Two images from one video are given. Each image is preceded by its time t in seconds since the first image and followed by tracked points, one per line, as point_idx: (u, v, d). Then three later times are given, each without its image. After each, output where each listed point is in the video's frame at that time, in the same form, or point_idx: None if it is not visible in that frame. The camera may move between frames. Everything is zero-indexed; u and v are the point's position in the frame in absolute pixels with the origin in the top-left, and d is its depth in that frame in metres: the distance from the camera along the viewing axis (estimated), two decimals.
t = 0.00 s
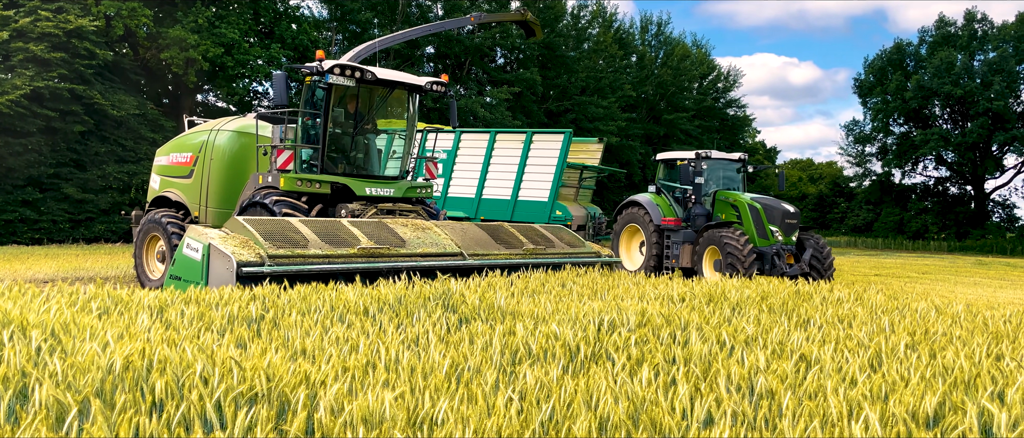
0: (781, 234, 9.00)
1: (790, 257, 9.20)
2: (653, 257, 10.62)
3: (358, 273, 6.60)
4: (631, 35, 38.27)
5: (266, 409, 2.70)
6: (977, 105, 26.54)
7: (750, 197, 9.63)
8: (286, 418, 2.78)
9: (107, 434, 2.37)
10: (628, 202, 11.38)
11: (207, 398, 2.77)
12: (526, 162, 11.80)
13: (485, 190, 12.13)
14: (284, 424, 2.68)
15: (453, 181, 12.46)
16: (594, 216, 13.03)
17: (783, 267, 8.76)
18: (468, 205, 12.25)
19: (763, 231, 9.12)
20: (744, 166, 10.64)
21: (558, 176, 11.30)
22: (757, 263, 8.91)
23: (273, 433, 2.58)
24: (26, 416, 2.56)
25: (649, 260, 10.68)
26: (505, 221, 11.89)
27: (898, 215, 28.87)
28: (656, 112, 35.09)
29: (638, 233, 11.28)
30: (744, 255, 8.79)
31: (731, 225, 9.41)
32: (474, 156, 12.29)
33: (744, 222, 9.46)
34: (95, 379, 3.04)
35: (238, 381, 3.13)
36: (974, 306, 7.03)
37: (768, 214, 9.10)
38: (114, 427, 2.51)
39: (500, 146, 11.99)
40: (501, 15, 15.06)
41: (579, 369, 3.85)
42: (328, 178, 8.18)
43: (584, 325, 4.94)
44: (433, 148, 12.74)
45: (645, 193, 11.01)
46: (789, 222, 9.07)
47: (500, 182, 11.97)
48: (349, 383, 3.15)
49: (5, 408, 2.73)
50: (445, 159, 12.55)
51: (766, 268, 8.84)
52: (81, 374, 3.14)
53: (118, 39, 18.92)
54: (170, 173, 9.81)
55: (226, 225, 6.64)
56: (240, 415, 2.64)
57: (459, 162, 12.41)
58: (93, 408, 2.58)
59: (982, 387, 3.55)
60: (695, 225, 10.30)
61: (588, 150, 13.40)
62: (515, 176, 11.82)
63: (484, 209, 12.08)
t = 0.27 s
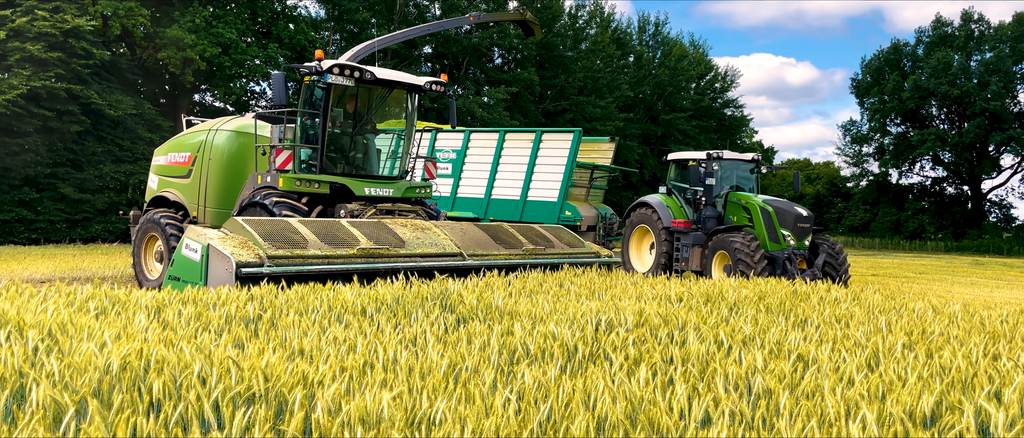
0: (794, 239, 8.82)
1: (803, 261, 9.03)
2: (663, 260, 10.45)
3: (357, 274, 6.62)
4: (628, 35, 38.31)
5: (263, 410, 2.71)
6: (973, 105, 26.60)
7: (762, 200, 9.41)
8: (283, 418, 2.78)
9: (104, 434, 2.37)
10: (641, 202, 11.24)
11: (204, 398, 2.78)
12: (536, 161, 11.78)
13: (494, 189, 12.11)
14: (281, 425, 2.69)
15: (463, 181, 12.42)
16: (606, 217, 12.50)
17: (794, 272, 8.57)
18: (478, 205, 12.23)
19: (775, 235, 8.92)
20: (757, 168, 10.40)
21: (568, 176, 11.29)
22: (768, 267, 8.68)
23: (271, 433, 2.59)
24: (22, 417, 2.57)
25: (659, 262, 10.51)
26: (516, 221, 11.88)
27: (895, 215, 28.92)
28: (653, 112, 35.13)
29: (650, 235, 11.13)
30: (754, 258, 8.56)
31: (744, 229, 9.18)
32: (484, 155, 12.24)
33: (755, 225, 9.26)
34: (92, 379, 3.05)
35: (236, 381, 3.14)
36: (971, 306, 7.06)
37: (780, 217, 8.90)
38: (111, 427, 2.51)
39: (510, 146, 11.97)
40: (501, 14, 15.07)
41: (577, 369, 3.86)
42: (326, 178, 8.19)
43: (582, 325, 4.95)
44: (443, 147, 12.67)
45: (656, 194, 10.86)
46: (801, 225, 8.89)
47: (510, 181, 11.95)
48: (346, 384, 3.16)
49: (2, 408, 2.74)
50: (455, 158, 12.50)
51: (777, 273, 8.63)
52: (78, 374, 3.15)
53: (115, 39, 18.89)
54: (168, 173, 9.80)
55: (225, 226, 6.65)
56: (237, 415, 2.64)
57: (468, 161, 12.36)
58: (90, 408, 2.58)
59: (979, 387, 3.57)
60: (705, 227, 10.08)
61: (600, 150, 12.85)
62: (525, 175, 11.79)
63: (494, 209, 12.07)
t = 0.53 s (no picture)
0: (808, 238, 8.69)
1: (818, 261, 8.91)
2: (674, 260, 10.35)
3: (356, 274, 6.64)
4: (624, 35, 38.36)
5: (260, 410, 2.72)
6: (969, 105, 26.66)
7: (775, 198, 9.27)
8: (280, 418, 2.80)
9: (100, 435, 2.38)
10: (651, 201, 11.11)
11: (201, 399, 2.79)
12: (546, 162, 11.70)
13: (504, 191, 12.05)
14: (278, 426, 2.70)
15: (472, 183, 12.37)
16: (618, 218, 12.20)
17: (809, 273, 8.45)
18: (488, 207, 12.18)
19: (788, 234, 8.81)
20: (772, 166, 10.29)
21: (578, 177, 11.21)
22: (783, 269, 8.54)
23: (268, 433, 2.60)
24: (18, 418, 2.57)
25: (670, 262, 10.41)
26: (526, 223, 11.83)
27: (890, 215, 28.97)
28: (650, 112, 35.16)
29: (660, 236, 10.97)
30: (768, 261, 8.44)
31: (755, 228, 9.07)
32: (494, 156, 12.18)
33: (768, 224, 9.12)
34: (88, 380, 3.06)
35: (233, 381, 3.15)
36: (965, 305, 7.09)
37: (793, 216, 8.77)
38: (107, 428, 2.52)
39: (519, 147, 11.90)
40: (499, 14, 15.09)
41: (573, 369, 3.88)
42: (325, 179, 8.21)
43: (578, 325, 4.97)
44: (452, 149, 12.61)
45: (667, 194, 10.71)
46: (816, 224, 8.74)
47: (520, 183, 11.89)
48: (343, 384, 3.18)
49: None
50: (465, 160, 12.44)
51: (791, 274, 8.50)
52: (74, 375, 3.15)
53: (111, 39, 18.86)
54: (167, 173, 9.81)
55: (223, 226, 6.67)
56: (233, 416, 2.66)
57: (478, 163, 12.31)
58: (86, 409, 2.59)
59: (973, 386, 3.59)
60: (718, 227, 10.03)
61: (614, 149, 12.76)
62: (534, 177, 11.72)
63: (504, 211, 12.02)
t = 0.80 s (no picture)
0: (823, 236, 8.51)
1: (835, 260, 8.69)
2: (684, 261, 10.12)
3: (355, 274, 6.64)
4: (621, 35, 38.40)
5: (256, 410, 2.72)
6: (964, 105, 26.72)
7: (788, 197, 9.11)
8: (277, 418, 2.80)
9: (96, 435, 2.38)
10: (661, 202, 10.88)
11: (197, 399, 2.79)
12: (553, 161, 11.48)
13: (511, 190, 11.83)
14: (274, 426, 2.70)
15: (479, 181, 12.14)
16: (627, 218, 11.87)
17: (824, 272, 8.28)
18: (494, 206, 11.96)
19: (803, 232, 8.65)
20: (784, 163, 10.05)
21: (586, 175, 10.98)
22: (798, 268, 8.40)
23: (265, 433, 2.61)
24: (14, 418, 2.57)
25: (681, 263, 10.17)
26: (533, 223, 11.59)
27: (886, 215, 29.03)
28: (646, 112, 35.20)
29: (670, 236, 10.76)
30: (785, 259, 8.27)
31: (767, 226, 8.95)
32: (500, 154, 11.95)
33: (782, 222, 8.96)
34: (84, 380, 3.06)
35: (229, 381, 3.15)
36: (961, 305, 7.11)
37: (807, 214, 8.62)
38: (103, 428, 2.52)
39: (526, 145, 11.68)
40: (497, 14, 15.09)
41: (570, 369, 3.89)
42: (324, 178, 8.20)
43: (574, 325, 4.98)
44: (459, 147, 12.38)
45: (676, 194, 10.48)
46: (831, 222, 8.56)
47: (527, 182, 11.67)
48: (340, 383, 3.19)
49: None
50: (471, 158, 12.22)
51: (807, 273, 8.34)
52: (70, 375, 3.16)
53: (107, 38, 18.82)
54: (164, 173, 9.81)
55: (222, 226, 6.68)
56: (230, 416, 2.66)
57: (484, 161, 12.09)
58: (82, 409, 2.59)
59: (969, 386, 3.61)
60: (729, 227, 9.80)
61: (624, 147, 12.58)
62: (541, 176, 11.49)
63: (511, 210, 11.80)
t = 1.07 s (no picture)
0: (837, 239, 8.31)
1: (849, 263, 8.57)
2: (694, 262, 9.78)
3: (355, 274, 6.65)
4: (617, 35, 38.43)
5: (252, 411, 2.73)
6: (960, 106, 26.78)
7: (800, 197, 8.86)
8: (273, 418, 2.81)
9: (92, 435, 2.39)
10: (668, 203, 10.54)
11: (193, 400, 2.80)
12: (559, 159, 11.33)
13: (516, 190, 11.76)
14: (271, 426, 2.71)
15: (485, 181, 12.10)
16: (635, 218, 11.45)
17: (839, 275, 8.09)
18: (500, 206, 11.91)
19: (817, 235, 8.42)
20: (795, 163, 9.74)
21: (590, 175, 10.80)
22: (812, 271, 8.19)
23: (261, 434, 2.61)
24: (9, 419, 2.58)
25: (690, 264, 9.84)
26: (537, 223, 11.50)
27: (882, 215, 29.10)
28: (642, 112, 35.26)
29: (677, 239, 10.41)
30: (801, 263, 8.03)
31: (778, 229, 8.74)
32: (506, 153, 11.88)
33: (794, 224, 8.72)
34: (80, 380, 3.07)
35: (225, 381, 3.16)
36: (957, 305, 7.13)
37: (820, 216, 8.38)
38: (99, 428, 2.53)
39: (532, 145, 11.59)
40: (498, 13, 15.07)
41: (566, 368, 3.90)
42: (324, 178, 8.20)
43: (571, 325, 5.00)
44: (466, 146, 12.34)
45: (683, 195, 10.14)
46: (844, 224, 8.35)
47: (532, 181, 11.57)
48: (336, 384, 3.20)
49: None
50: (478, 157, 12.17)
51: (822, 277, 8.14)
52: (65, 375, 3.16)
53: (103, 38, 18.78)
54: (162, 173, 9.81)
55: (222, 226, 6.68)
56: (226, 416, 2.67)
57: (490, 161, 12.04)
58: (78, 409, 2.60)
59: (964, 386, 3.63)
60: (739, 229, 9.45)
61: (632, 146, 12.06)
62: (547, 175, 11.37)
63: (516, 211, 11.74)
